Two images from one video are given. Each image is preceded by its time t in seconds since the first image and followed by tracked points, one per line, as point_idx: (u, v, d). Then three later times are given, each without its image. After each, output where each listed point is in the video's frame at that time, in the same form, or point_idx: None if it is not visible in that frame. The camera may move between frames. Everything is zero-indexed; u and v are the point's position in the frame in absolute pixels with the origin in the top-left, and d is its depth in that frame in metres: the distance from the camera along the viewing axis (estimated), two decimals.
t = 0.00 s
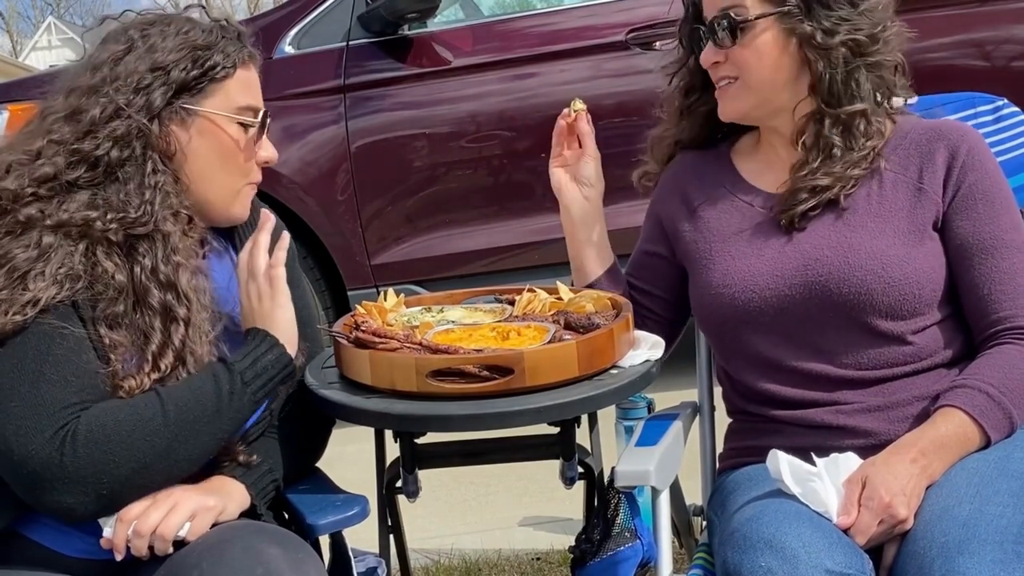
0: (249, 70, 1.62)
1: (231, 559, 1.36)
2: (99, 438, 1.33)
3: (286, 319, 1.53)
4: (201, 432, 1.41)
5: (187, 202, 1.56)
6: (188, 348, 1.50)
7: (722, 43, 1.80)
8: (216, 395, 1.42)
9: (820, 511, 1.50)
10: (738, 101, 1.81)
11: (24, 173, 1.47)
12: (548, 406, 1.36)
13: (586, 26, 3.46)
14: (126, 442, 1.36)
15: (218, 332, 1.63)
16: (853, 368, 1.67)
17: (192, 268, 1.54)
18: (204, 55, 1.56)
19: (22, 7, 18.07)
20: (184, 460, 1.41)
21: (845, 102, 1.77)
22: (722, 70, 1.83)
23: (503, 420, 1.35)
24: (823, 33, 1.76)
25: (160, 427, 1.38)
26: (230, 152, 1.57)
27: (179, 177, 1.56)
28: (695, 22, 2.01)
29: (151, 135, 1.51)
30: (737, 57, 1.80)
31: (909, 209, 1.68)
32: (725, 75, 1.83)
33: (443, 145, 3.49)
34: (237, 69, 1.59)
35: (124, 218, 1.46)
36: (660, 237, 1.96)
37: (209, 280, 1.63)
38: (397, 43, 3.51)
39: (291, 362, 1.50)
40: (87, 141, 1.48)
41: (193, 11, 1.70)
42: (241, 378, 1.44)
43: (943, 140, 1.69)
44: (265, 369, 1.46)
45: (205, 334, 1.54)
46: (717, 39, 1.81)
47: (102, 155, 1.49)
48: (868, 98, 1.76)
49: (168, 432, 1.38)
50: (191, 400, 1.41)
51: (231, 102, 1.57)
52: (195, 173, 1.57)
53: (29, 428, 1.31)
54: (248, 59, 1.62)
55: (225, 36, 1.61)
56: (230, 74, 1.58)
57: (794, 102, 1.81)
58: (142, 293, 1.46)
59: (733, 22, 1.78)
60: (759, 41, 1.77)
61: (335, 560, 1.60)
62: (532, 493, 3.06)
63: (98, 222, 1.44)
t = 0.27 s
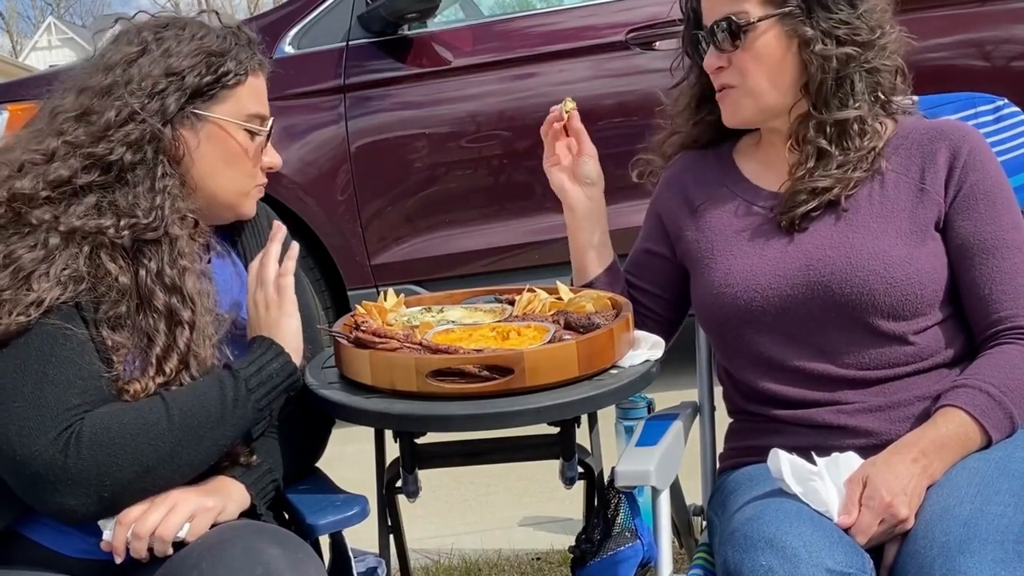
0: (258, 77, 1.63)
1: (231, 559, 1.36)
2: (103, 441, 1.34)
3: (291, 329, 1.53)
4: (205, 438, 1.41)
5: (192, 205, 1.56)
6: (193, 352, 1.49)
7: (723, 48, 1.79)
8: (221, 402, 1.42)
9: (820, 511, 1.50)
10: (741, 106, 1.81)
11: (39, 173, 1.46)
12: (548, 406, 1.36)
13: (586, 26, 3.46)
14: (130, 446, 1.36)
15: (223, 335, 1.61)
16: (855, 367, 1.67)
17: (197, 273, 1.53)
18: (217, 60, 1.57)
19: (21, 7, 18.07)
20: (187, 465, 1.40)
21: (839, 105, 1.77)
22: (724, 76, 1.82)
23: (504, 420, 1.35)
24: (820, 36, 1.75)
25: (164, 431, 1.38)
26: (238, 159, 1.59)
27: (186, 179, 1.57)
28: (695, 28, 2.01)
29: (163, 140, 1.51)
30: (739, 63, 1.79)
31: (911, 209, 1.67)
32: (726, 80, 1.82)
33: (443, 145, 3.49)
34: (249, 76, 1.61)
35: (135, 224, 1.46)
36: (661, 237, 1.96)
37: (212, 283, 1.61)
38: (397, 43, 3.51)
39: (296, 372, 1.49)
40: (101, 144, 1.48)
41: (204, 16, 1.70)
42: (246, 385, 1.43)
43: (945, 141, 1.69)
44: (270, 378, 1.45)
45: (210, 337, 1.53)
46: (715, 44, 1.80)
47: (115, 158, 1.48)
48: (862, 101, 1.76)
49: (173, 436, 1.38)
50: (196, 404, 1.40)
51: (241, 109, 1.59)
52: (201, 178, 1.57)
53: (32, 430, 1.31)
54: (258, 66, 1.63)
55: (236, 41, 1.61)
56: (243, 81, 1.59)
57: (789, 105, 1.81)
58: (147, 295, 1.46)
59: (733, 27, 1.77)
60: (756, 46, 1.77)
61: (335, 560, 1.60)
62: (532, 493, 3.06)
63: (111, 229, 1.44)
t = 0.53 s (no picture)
0: (261, 80, 1.63)
1: (231, 559, 1.36)
2: (103, 442, 1.34)
3: (294, 332, 1.53)
4: (206, 440, 1.41)
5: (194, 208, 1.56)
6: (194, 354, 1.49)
7: (717, 64, 1.78)
8: (221, 404, 1.42)
9: (820, 511, 1.50)
10: (745, 121, 1.79)
11: (47, 177, 1.46)
12: (549, 407, 1.36)
13: (586, 26, 3.46)
14: (131, 447, 1.36)
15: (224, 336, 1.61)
16: (854, 369, 1.67)
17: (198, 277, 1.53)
18: (218, 61, 1.57)
19: (21, 8, 18.08)
20: (186, 466, 1.40)
21: (837, 110, 1.78)
22: (722, 89, 1.80)
23: (504, 421, 1.35)
24: (812, 43, 1.75)
25: (164, 433, 1.38)
26: (240, 161, 1.59)
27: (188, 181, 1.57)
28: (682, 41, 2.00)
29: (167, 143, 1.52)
30: (736, 76, 1.78)
31: (910, 211, 1.68)
32: (724, 93, 1.80)
33: (443, 145, 3.49)
34: (251, 78, 1.60)
35: (143, 226, 1.47)
36: (661, 238, 1.96)
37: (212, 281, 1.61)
38: (397, 43, 3.51)
39: (297, 373, 1.50)
40: (107, 149, 1.48)
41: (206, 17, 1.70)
42: (248, 387, 1.43)
43: (943, 142, 1.69)
44: (270, 380, 1.45)
45: (211, 339, 1.53)
46: (706, 57, 1.79)
47: (121, 163, 1.48)
48: (859, 104, 1.77)
49: (173, 438, 1.38)
50: (197, 406, 1.40)
51: (243, 111, 1.58)
52: (202, 180, 1.58)
53: (32, 430, 1.31)
54: (261, 69, 1.63)
55: (237, 43, 1.61)
56: (244, 83, 1.59)
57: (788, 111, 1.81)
58: (150, 296, 1.46)
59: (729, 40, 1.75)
60: (752, 56, 1.76)
61: (335, 560, 1.60)
62: (532, 493, 3.06)
63: (119, 232, 1.45)
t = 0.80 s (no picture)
0: (256, 77, 1.63)
1: (231, 559, 1.36)
2: (99, 442, 1.34)
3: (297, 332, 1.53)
4: (203, 437, 1.40)
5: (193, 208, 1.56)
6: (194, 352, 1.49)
7: (709, 71, 1.79)
8: (219, 400, 1.41)
9: (820, 511, 1.50)
10: (736, 123, 1.80)
11: (42, 177, 1.46)
12: (548, 407, 1.36)
13: (586, 27, 3.46)
14: (127, 446, 1.36)
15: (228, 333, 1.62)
16: (853, 370, 1.67)
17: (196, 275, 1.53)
18: (213, 59, 1.57)
19: (22, 8, 18.09)
20: (185, 463, 1.40)
21: (832, 114, 1.78)
22: (715, 95, 1.81)
23: (504, 420, 1.35)
24: (806, 50, 1.75)
25: (161, 432, 1.37)
26: (239, 160, 1.59)
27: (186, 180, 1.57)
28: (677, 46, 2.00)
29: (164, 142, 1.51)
30: (728, 83, 1.79)
31: (906, 212, 1.68)
32: (716, 98, 1.81)
33: (444, 146, 3.49)
34: (247, 75, 1.61)
35: (143, 227, 1.47)
36: (659, 239, 1.96)
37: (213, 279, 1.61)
38: (397, 43, 3.51)
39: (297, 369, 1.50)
40: (106, 150, 1.48)
41: (204, 16, 1.71)
42: (246, 383, 1.43)
43: (939, 142, 1.69)
44: (269, 375, 1.46)
45: (212, 339, 1.53)
46: (699, 65, 1.80)
47: (120, 164, 1.49)
48: (854, 108, 1.76)
49: (170, 436, 1.38)
50: (193, 404, 1.40)
51: (239, 109, 1.59)
52: (200, 179, 1.58)
53: (30, 431, 1.31)
54: (254, 66, 1.62)
55: (234, 40, 1.61)
56: (241, 80, 1.59)
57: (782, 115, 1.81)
58: (149, 295, 1.46)
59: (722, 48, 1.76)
60: (745, 62, 1.77)
61: (336, 560, 1.60)
62: (532, 493, 3.06)
63: (119, 231, 1.45)
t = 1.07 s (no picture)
0: (233, 61, 1.59)
1: (231, 560, 1.36)
2: (96, 445, 1.32)
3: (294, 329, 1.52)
4: (199, 428, 1.36)
5: (176, 199, 1.56)
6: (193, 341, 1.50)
7: (709, 70, 1.79)
8: (214, 389, 1.37)
9: (820, 512, 1.50)
10: (735, 124, 1.80)
11: (14, 181, 1.46)
12: (548, 407, 1.36)
13: (586, 27, 3.46)
14: (120, 443, 1.34)
15: (220, 322, 1.61)
16: (853, 370, 1.67)
17: (187, 263, 1.54)
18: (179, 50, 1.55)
19: (22, 8, 18.11)
20: (185, 456, 1.37)
21: (828, 116, 1.78)
22: (714, 94, 1.80)
23: (504, 421, 1.35)
24: (806, 50, 1.76)
25: (157, 426, 1.35)
26: (216, 149, 1.55)
27: (168, 172, 1.57)
28: (678, 44, 1.99)
29: (131, 136, 1.51)
30: (727, 82, 1.79)
31: (907, 212, 1.68)
32: (715, 98, 1.80)
33: (444, 146, 3.49)
34: (216, 62, 1.57)
35: (127, 222, 1.46)
36: (659, 240, 1.96)
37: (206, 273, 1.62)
38: (397, 43, 3.51)
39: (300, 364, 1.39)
40: (71, 149, 1.50)
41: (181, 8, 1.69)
42: (240, 371, 1.37)
43: (940, 142, 1.69)
44: (265, 362, 1.37)
45: (207, 324, 1.54)
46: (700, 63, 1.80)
47: (88, 162, 1.49)
48: (852, 109, 1.77)
49: (164, 431, 1.35)
50: (186, 398, 1.36)
51: (211, 95, 1.56)
52: (181, 172, 1.57)
53: (29, 435, 1.32)
54: (230, 51, 1.59)
55: (207, 29, 1.59)
56: (209, 68, 1.56)
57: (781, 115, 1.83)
58: (141, 286, 1.45)
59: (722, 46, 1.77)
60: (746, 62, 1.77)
61: (335, 560, 1.60)
62: (532, 493, 3.06)
63: (105, 228, 1.44)
